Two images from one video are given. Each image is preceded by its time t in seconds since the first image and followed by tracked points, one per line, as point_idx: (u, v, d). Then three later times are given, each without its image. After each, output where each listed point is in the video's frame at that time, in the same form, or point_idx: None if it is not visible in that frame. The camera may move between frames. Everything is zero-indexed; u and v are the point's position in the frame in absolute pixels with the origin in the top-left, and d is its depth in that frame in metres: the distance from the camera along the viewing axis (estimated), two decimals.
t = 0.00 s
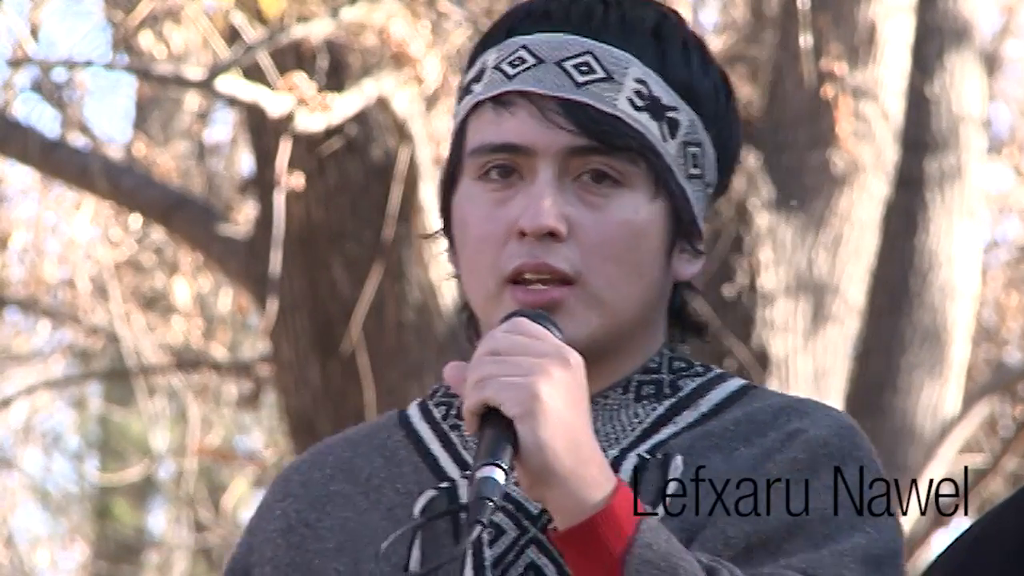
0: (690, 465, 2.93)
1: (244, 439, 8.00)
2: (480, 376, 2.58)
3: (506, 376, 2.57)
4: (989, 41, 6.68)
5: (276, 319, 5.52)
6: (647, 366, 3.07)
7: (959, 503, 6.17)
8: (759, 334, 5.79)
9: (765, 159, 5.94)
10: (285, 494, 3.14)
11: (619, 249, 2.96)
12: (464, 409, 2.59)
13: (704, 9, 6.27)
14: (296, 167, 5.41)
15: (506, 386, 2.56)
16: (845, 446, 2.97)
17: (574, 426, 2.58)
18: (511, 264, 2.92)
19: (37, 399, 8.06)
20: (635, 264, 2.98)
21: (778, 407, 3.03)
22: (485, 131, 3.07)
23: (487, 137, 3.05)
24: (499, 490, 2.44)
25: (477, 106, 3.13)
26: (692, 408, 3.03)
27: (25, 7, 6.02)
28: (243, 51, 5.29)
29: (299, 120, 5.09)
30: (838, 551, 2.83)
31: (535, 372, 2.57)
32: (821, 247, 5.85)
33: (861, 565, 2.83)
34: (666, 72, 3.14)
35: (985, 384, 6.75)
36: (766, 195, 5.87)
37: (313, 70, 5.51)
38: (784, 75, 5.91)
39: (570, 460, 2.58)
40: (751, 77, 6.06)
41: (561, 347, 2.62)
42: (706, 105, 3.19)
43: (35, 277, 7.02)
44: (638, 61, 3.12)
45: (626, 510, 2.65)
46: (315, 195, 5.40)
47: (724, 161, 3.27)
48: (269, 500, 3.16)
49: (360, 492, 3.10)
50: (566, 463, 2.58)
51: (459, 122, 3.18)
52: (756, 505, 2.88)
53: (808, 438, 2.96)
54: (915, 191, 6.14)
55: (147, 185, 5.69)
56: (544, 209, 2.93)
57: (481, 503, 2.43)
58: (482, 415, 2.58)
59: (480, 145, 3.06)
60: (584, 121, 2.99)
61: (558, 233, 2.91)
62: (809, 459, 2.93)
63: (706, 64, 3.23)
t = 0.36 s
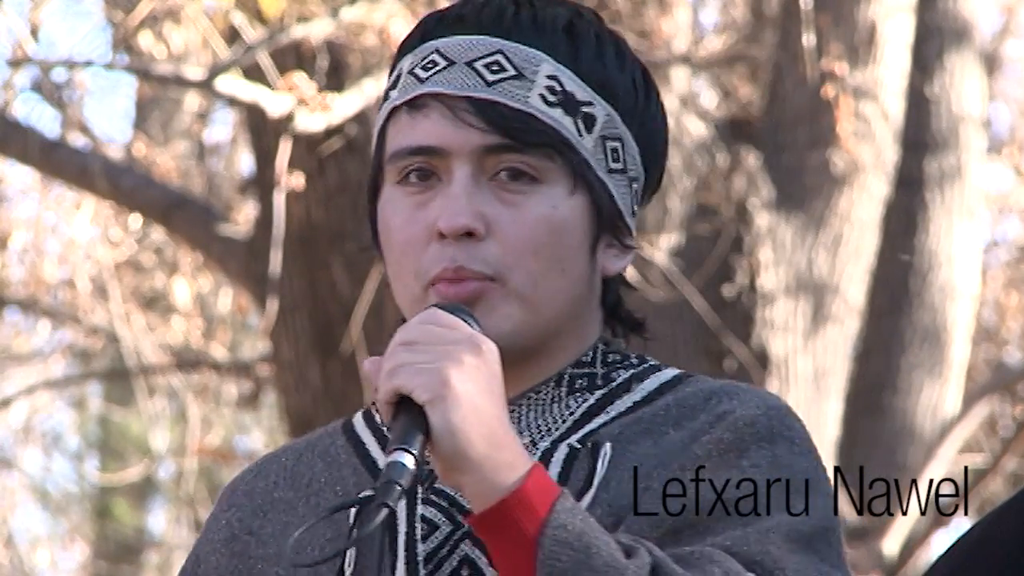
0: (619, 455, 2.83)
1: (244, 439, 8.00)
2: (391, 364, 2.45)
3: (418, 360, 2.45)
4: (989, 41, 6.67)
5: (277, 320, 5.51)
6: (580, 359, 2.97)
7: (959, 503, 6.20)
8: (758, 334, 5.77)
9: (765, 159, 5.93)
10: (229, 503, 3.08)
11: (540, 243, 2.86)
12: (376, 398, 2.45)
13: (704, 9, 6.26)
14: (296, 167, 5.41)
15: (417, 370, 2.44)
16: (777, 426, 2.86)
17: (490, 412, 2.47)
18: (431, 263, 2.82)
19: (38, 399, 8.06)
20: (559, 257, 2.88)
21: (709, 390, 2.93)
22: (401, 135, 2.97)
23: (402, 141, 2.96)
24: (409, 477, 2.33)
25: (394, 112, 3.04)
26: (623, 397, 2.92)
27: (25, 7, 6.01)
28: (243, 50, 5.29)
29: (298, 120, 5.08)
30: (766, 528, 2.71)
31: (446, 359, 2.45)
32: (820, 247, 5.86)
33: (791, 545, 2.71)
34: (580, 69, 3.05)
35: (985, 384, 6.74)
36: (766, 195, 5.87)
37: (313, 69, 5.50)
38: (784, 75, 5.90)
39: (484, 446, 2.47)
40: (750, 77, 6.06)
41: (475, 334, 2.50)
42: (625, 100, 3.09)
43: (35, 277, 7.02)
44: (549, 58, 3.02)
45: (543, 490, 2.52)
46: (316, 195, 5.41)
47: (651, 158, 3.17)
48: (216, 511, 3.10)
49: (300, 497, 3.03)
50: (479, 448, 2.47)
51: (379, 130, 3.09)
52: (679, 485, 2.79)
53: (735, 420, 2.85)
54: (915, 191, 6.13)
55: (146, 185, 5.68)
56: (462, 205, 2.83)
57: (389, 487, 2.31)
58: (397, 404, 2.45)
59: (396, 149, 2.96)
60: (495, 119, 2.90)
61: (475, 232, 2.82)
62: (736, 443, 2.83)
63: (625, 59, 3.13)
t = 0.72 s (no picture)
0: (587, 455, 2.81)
1: (244, 440, 8.00)
2: (341, 358, 2.52)
3: (365, 352, 2.51)
4: (989, 41, 6.68)
5: (277, 320, 5.52)
6: (557, 359, 2.97)
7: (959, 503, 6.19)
8: (758, 334, 5.78)
9: (765, 159, 5.93)
10: (225, 511, 3.12)
11: (502, 242, 2.87)
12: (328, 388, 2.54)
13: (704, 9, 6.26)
14: (296, 167, 5.41)
15: (363, 362, 2.50)
16: (744, 424, 2.84)
17: (438, 408, 2.52)
18: (394, 265, 2.84)
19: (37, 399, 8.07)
20: (522, 255, 2.89)
21: (681, 391, 2.91)
22: (364, 139, 3.00)
23: (366, 144, 2.98)
24: (346, 466, 2.46)
25: (359, 117, 3.07)
26: (599, 398, 2.91)
27: (25, 7, 6.01)
28: (242, 50, 5.29)
29: (299, 120, 5.08)
30: (721, 524, 2.71)
31: (396, 351, 2.51)
32: (820, 247, 5.85)
33: (748, 540, 2.71)
34: (542, 66, 3.06)
35: (985, 384, 6.74)
36: (766, 195, 5.87)
37: (313, 70, 5.49)
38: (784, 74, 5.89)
39: (430, 437, 2.51)
40: (750, 77, 6.06)
41: (424, 328, 2.55)
42: (592, 96, 3.09)
43: (35, 277, 7.02)
44: (508, 56, 3.04)
45: (490, 482, 2.54)
46: (315, 195, 5.39)
47: (628, 154, 3.16)
48: (214, 519, 3.14)
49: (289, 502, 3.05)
50: (426, 439, 2.51)
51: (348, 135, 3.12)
52: (646, 482, 2.76)
53: (700, 417, 2.83)
54: (915, 191, 6.13)
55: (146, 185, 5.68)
56: (420, 205, 2.85)
57: (325, 477, 2.45)
58: (347, 394, 2.53)
59: (361, 152, 2.98)
60: (450, 118, 2.92)
61: (433, 233, 2.83)
62: (698, 439, 2.81)
63: (593, 55, 3.14)
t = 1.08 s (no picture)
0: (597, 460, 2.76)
1: (244, 440, 8.00)
2: (331, 369, 2.47)
3: (352, 362, 2.47)
4: (989, 40, 6.67)
5: (277, 320, 5.52)
6: (568, 361, 2.93)
7: (959, 503, 6.19)
8: (759, 334, 5.79)
9: (765, 159, 5.93)
10: (233, 510, 3.12)
11: (505, 246, 2.84)
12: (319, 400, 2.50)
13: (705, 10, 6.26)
14: (296, 167, 5.39)
15: (352, 374, 2.46)
16: (753, 428, 2.78)
17: (429, 419, 2.47)
18: (400, 269, 2.81)
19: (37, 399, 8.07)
20: (527, 258, 2.86)
21: (692, 395, 2.85)
22: (369, 141, 2.98)
23: (371, 146, 2.96)
24: (338, 482, 2.45)
25: (366, 119, 3.05)
26: (610, 402, 2.86)
27: (25, 7, 6.01)
28: (242, 50, 5.29)
29: (299, 120, 5.08)
30: (729, 529, 2.65)
31: (385, 361, 2.46)
32: (820, 247, 5.86)
33: (756, 545, 2.65)
34: (547, 66, 3.02)
35: (985, 384, 6.75)
36: (766, 195, 5.87)
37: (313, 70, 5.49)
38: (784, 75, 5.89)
39: (423, 448, 2.47)
40: (751, 77, 6.07)
41: (412, 338, 2.51)
42: (599, 95, 3.05)
43: (35, 277, 7.02)
44: (513, 57, 3.00)
45: (489, 489, 2.50)
46: (316, 195, 5.40)
47: (639, 154, 3.12)
48: (222, 518, 3.14)
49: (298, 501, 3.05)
50: (418, 450, 2.47)
51: (357, 136, 3.09)
52: (651, 488, 2.71)
53: (708, 421, 2.77)
54: (915, 191, 6.13)
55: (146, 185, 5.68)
56: (425, 207, 2.83)
57: (317, 492, 2.44)
58: (337, 407, 2.49)
59: (367, 154, 2.95)
60: (455, 121, 2.89)
61: (437, 235, 2.81)
62: (707, 443, 2.75)
63: (600, 54, 3.10)
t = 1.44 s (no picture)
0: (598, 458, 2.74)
1: (244, 440, 8.00)
2: (278, 390, 2.48)
3: (297, 382, 2.47)
4: (989, 40, 6.67)
5: (277, 320, 5.52)
6: (575, 360, 2.89)
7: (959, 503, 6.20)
8: (758, 334, 5.78)
9: (765, 158, 5.93)
10: (245, 505, 3.11)
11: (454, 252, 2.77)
12: (268, 420, 2.50)
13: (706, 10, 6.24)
14: (296, 168, 5.42)
15: (298, 395, 2.46)
16: (751, 425, 2.73)
17: (376, 429, 2.47)
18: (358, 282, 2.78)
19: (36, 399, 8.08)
20: (473, 265, 2.80)
21: (696, 393, 2.80)
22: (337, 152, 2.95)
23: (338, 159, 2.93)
24: (286, 505, 2.43)
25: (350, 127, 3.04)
26: (615, 402, 2.82)
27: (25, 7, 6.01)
28: (243, 50, 5.30)
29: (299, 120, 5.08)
30: (714, 521, 2.60)
31: (325, 379, 2.47)
32: (820, 247, 5.86)
33: (740, 539, 2.60)
34: (495, 70, 2.92)
35: (985, 384, 6.75)
36: (766, 195, 5.87)
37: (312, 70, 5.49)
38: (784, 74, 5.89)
39: (374, 459, 2.46)
40: (751, 77, 6.06)
41: (353, 350, 2.51)
42: (555, 94, 2.94)
43: (35, 277, 7.02)
44: (461, 63, 2.92)
45: (447, 492, 2.48)
46: (315, 195, 5.40)
47: (615, 149, 2.98)
48: (235, 512, 3.13)
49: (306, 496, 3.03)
50: (369, 463, 2.46)
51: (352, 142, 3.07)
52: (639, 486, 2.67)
53: (705, 418, 2.73)
54: (915, 191, 6.13)
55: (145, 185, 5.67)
56: (373, 216, 2.78)
57: (268, 516, 2.42)
58: (285, 428, 2.48)
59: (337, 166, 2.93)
60: (400, 133, 2.83)
61: (386, 247, 2.77)
62: (701, 441, 2.71)
63: (560, 53, 2.99)
